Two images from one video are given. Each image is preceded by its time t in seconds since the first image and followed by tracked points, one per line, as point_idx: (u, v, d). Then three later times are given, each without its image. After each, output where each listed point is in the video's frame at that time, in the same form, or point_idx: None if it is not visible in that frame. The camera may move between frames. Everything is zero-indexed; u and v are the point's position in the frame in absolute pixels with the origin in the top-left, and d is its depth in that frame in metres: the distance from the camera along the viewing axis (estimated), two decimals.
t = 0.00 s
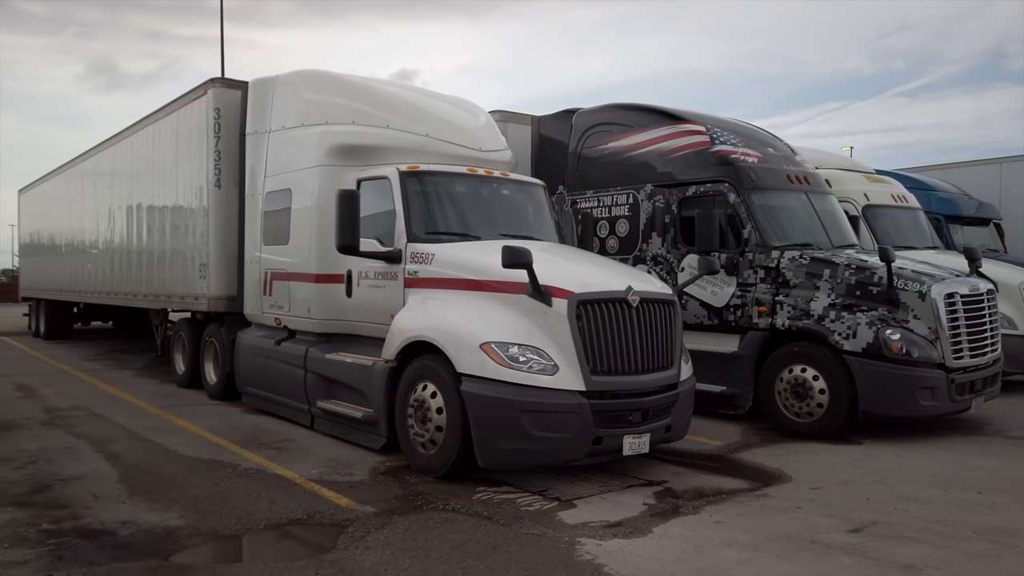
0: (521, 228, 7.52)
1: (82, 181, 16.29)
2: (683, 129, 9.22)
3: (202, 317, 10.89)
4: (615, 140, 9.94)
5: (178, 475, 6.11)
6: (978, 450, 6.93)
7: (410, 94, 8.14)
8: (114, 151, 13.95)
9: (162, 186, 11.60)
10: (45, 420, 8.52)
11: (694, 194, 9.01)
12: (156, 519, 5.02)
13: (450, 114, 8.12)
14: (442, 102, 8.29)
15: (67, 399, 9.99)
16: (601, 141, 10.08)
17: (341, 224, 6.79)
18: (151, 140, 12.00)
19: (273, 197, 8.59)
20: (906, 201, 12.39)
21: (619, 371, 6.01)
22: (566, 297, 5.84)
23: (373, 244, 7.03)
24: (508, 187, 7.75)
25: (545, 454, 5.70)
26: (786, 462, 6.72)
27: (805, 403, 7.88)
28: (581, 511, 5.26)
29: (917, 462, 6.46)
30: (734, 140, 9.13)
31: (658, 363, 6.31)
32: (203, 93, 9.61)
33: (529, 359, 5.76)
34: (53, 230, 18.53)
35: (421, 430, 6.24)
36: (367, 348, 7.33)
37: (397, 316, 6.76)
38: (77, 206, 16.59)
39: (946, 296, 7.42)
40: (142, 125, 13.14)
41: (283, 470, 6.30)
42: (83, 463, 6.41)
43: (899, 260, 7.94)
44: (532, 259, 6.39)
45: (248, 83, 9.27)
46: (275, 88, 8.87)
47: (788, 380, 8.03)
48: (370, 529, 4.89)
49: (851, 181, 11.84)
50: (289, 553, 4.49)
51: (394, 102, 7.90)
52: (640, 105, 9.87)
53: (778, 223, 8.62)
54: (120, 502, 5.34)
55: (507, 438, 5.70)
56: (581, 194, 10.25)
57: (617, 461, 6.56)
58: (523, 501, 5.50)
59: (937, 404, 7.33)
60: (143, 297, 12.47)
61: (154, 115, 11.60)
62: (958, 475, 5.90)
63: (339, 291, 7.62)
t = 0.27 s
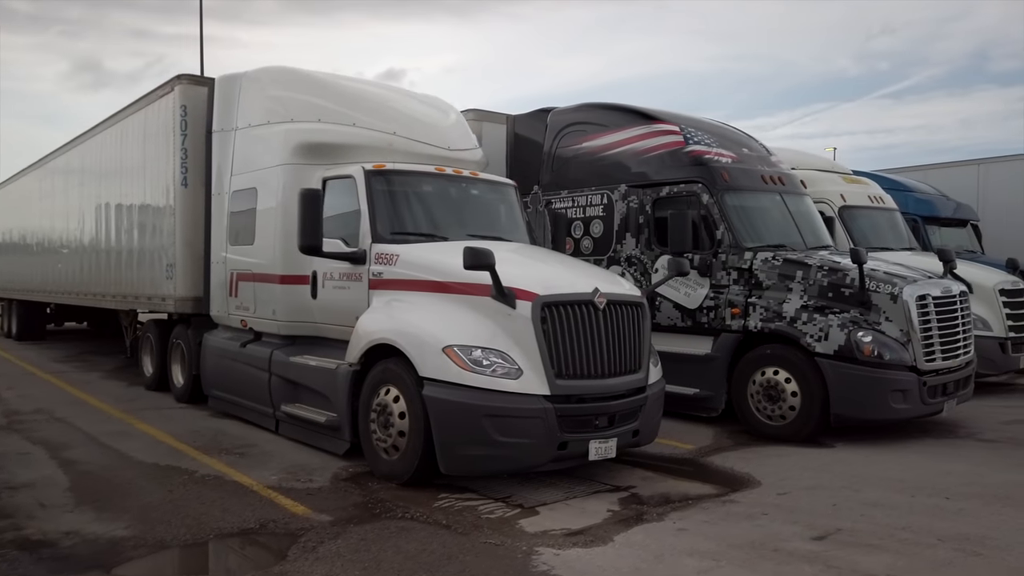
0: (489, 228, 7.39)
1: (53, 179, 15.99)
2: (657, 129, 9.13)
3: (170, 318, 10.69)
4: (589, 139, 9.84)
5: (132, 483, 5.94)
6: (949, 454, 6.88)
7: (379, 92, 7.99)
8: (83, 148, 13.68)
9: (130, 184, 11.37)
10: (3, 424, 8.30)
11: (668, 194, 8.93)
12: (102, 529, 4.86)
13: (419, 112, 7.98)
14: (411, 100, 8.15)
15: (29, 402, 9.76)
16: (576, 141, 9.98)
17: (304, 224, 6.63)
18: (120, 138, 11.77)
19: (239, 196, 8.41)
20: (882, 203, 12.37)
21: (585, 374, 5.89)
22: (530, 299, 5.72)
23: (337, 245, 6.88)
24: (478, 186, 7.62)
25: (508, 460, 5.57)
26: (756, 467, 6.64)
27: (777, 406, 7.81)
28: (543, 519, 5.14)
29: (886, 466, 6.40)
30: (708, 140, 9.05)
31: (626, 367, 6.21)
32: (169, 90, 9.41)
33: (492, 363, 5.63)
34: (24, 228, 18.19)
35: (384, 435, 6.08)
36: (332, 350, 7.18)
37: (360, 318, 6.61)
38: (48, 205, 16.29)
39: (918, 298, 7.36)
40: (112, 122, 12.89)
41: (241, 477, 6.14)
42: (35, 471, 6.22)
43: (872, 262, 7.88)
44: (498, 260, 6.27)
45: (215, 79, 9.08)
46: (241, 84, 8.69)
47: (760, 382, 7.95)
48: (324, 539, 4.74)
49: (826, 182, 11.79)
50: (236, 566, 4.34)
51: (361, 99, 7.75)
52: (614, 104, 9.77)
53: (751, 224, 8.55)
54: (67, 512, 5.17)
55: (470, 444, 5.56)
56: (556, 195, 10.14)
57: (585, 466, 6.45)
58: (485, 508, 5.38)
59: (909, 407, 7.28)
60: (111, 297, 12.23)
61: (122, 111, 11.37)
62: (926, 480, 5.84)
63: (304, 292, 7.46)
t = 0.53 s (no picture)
0: (456, 226, 7.26)
1: (22, 177, 15.70)
2: (630, 127, 9.05)
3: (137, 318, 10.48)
4: (563, 138, 9.74)
5: (84, 488, 5.77)
6: (919, 455, 6.83)
7: (345, 88, 7.85)
8: (52, 146, 13.43)
9: (97, 181, 11.15)
10: None
11: (641, 194, 8.84)
12: (45, 537, 4.70)
13: (386, 109, 7.84)
14: (379, 96, 8.01)
15: None
16: (550, 139, 9.88)
17: (264, 222, 6.49)
18: (87, 135, 11.54)
19: (203, 193, 8.24)
20: (859, 203, 12.35)
21: (549, 376, 5.78)
22: (492, 299, 5.61)
23: (299, 243, 6.73)
24: (445, 184, 7.49)
25: (469, 463, 5.44)
26: (725, 469, 6.55)
27: (749, 407, 7.74)
28: (502, 524, 5.03)
29: (855, 468, 6.33)
30: (681, 138, 8.97)
31: (591, 368, 6.10)
32: (135, 86, 9.22)
33: (453, 364, 5.51)
34: None
35: (344, 438, 5.94)
36: (295, 351, 7.03)
37: (322, 318, 6.47)
38: (17, 203, 15.99)
39: (889, 298, 7.30)
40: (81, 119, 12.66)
41: (196, 482, 5.98)
42: None
43: (844, 262, 7.82)
44: (461, 259, 6.14)
45: (181, 75, 8.90)
46: (207, 80, 8.52)
47: (732, 383, 7.88)
48: (274, 546, 4.60)
49: (802, 182, 11.75)
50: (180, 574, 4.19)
51: (327, 95, 7.60)
52: (588, 102, 9.68)
53: (723, 223, 8.49)
54: (10, 519, 5.01)
55: (429, 447, 5.43)
56: (529, 194, 10.03)
57: (551, 469, 6.34)
58: (445, 513, 5.25)
59: (879, 408, 7.22)
60: (79, 298, 11.99)
61: (90, 108, 11.15)
62: (893, 482, 5.78)
63: (267, 292, 7.30)
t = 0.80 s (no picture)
0: (426, 227, 7.15)
1: None
2: (606, 127, 8.97)
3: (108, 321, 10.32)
4: (540, 138, 9.65)
5: (37, 495, 5.63)
6: (892, 458, 6.76)
7: (315, 87, 7.73)
8: (26, 145, 13.23)
9: (68, 181, 10.97)
10: None
11: (616, 194, 8.76)
12: None
13: (356, 108, 7.72)
14: (349, 95, 7.90)
15: None
16: (526, 139, 9.79)
17: (227, 223, 6.36)
18: (59, 134, 11.37)
19: (171, 193, 8.10)
20: (839, 204, 12.31)
21: (515, 379, 5.67)
22: (456, 301, 5.50)
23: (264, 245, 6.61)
24: (416, 184, 7.38)
25: (432, 469, 5.33)
26: (696, 473, 6.47)
27: (723, 410, 7.67)
28: (462, 532, 4.92)
29: (826, 473, 6.26)
30: (657, 139, 8.90)
31: (559, 371, 6.00)
32: (104, 84, 9.07)
33: (415, 368, 5.40)
34: None
35: (306, 443, 5.82)
36: (261, 355, 6.90)
37: (287, 321, 6.35)
38: None
39: (863, 300, 7.24)
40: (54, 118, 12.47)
41: (155, 488, 5.84)
42: None
43: (818, 264, 7.76)
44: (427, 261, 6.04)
45: (150, 72, 8.76)
46: (175, 78, 8.38)
47: (706, 386, 7.81)
48: (224, 556, 4.48)
49: (782, 183, 11.70)
50: None
51: (295, 94, 7.48)
52: (565, 102, 9.59)
53: (699, 225, 8.43)
54: None
55: (391, 453, 5.31)
56: (506, 194, 9.92)
57: (519, 474, 6.24)
58: (405, 521, 5.13)
59: (853, 411, 7.16)
60: (51, 299, 11.81)
61: (61, 106, 10.97)
62: (863, 486, 5.71)
63: (233, 294, 7.17)
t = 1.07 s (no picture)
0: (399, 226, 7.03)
1: None
2: (585, 125, 8.87)
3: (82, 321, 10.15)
4: (519, 137, 9.54)
5: None
6: (870, 461, 6.68)
7: (287, 84, 7.61)
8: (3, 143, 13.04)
9: (42, 179, 10.80)
10: None
11: (595, 194, 8.66)
12: None
13: (329, 105, 7.59)
14: (322, 92, 7.77)
15: None
16: (506, 138, 9.68)
17: (192, 222, 6.23)
18: (34, 131, 11.20)
19: (142, 192, 7.96)
20: (824, 204, 12.24)
21: (485, 382, 5.56)
22: (423, 301, 5.38)
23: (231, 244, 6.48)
24: (389, 183, 7.26)
25: (398, 473, 5.22)
26: (671, 476, 6.37)
27: (701, 412, 7.57)
28: (426, 538, 4.81)
29: (802, 476, 6.17)
30: (637, 138, 8.81)
31: (531, 373, 5.88)
32: (75, 81, 8.91)
33: (381, 370, 5.28)
34: None
35: (271, 447, 5.69)
36: (230, 356, 6.77)
37: (254, 322, 6.22)
38: None
39: (841, 301, 7.16)
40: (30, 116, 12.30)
41: (116, 494, 5.71)
42: None
43: (798, 264, 7.68)
44: (396, 261, 5.92)
45: (122, 69, 8.61)
46: (147, 75, 8.24)
47: (685, 387, 7.72)
48: (178, 564, 4.36)
49: (766, 182, 11.62)
50: None
51: (267, 90, 7.36)
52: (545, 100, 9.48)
53: (678, 224, 8.34)
54: None
55: (356, 457, 5.18)
56: (486, 194, 9.81)
57: (491, 477, 6.12)
58: (369, 527, 5.02)
59: (831, 412, 7.08)
60: (26, 299, 11.63)
61: (35, 104, 10.81)
62: (838, 490, 5.63)
63: (202, 294, 7.04)
